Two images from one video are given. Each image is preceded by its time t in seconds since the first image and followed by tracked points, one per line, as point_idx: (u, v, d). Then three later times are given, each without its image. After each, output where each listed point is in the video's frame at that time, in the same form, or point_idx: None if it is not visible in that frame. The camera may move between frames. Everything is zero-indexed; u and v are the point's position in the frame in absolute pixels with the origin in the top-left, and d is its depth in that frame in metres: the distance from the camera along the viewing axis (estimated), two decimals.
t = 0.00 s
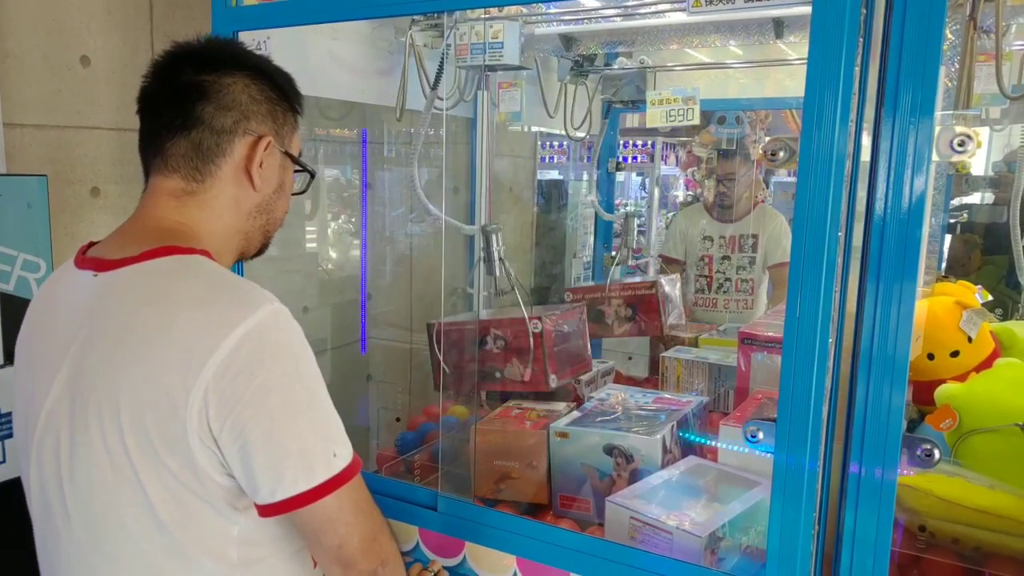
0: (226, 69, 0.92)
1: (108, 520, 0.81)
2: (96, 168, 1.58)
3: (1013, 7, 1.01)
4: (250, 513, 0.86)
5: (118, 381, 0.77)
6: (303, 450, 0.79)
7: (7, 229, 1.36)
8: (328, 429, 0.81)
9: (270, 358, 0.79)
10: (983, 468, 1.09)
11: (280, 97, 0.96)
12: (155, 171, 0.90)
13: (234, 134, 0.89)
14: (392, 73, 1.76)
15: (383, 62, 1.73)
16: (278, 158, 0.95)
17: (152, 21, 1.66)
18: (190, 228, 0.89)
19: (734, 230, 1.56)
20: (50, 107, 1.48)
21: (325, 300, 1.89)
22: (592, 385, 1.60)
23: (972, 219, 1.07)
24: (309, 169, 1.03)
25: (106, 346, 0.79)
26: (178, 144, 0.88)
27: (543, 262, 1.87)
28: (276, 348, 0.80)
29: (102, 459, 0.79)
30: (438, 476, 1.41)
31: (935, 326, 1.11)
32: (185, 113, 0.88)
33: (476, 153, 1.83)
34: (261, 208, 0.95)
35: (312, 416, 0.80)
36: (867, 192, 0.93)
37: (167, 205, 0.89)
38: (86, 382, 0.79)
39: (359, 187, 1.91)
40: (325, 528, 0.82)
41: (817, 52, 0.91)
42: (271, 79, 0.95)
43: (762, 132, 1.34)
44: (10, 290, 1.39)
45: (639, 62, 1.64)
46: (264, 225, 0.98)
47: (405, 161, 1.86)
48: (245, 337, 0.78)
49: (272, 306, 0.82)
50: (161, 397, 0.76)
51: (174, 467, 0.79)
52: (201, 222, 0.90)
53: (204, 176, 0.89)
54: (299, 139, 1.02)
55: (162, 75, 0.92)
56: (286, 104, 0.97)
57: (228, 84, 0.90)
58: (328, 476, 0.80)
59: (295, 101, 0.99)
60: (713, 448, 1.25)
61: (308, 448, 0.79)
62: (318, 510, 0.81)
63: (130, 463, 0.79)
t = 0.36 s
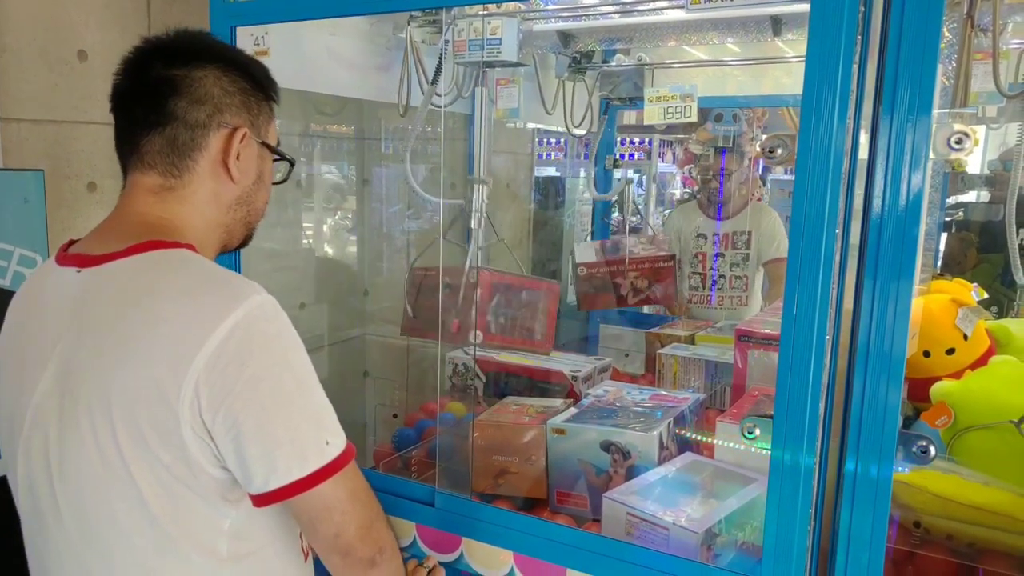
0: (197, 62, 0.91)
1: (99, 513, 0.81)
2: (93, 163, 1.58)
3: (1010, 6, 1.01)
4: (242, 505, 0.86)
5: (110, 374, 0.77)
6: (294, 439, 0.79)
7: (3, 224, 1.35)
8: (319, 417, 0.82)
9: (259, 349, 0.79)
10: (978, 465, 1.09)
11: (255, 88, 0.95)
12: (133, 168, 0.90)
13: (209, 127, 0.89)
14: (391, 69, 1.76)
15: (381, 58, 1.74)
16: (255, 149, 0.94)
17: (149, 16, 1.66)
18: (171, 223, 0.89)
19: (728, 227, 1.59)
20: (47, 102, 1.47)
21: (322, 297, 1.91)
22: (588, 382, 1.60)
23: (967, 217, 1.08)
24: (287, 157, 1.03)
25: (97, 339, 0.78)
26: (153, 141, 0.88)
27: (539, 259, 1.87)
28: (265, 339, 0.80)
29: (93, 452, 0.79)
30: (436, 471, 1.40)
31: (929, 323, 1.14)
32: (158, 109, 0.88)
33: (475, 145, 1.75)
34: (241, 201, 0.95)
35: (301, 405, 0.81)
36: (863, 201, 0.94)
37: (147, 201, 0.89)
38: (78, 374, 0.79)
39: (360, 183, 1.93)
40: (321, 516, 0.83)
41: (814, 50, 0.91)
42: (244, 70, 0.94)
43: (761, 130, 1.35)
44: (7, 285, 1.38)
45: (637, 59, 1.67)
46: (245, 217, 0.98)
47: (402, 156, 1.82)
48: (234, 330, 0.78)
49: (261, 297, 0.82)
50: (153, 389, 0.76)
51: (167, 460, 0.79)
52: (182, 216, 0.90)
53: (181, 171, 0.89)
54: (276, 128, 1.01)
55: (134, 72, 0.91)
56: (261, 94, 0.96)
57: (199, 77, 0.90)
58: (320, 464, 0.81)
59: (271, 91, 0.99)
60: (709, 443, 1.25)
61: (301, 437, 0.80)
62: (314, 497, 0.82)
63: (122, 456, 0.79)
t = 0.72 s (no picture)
0: (188, 58, 0.90)
1: (101, 508, 0.81)
2: (94, 161, 1.57)
3: (1010, 6, 1.01)
4: (244, 501, 0.86)
5: (112, 369, 0.77)
6: (298, 433, 0.79)
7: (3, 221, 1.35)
8: (322, 410, 0.82)
9: (263, 342, 0.79)
10: (977, 464, 1.10)
11: (248, 81, 0.94)
12: (129, 167, 0.90)
13: (203, 124, 0.89)
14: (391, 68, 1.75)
15: (381, 57, 1.72)
16: (250, 143, 0.94)
17: (150, 14, 1.66)
18: (170, 220, 0.89)
19: (727, 226, 1.58)
20: (48, 99, 1.47)
21: (321, 294, 1.91)
22: (587, 381, 1.59)
23: (966, 216, 1.08)
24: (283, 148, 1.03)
25: (99, 334, 0.78)
26: (148, 139, 0.88)
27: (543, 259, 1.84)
28: (268, 331, 0.80)
29: (95, 447, 0.79)
30: (435, 470, 1.40)
31: (929, 322, 1.14)
32: (152, 107, 0.87)
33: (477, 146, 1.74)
34: (239, 195, 0.95)
35: (304, 399, 0.80)
36: (864, 203, 0.94)
37: (143, 198, 0.89)
38: (80, 369, 0.79)
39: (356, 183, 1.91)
40: (321, 510, 0.83)
41: (815, 50, 0.91)
42: (236, 64, 0.94)
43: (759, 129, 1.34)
44: (7, 283, 1.38)
45: (636, 58, 1.67)
46: (244, 212, 0.98)
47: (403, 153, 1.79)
48: (236, 325, 0.78)
49: (262, 291, 0.82)
50: (156, 384, 0.76)
51: (169, 454, 0.79)
52: (180, 214, 0.90)
53: (177, 168, 0.89)
54: (271, 121, 1.00)
55: (126, 72, 0.91)
56: (254, 87, 0.95)
57: (191, 73, 0.89)
58: (322, 458, 0.81)
59: (265, 84, 0.98)
60: (711, 443, 1.25)
61: (304, 430, 0.80)
62: (315, 492, 0.82)
63: (123, 451, 0.78)
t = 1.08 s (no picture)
0: (174, 53, 0.90)
1: (93, 507, 0.81)
2: (92, 157, 1.57)
3: (1011, 8, 1.01)
4: (237, 500, 0.86)
5: (104, 368, 0.77)
6: (290, 432, 0.79)
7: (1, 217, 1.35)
8: (315, 410, 0.82)
9: (253, 341, 0.79)
10: (975, 466, 1.10)
11: (235, 76, 0.94)
12: (116, 165, 0.90)
13: (189, 120, 0.88)
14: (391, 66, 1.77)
15: (382, 55, 1.74)
16: (238, 139, 0.94)
17: (150, 10, 1.65)
18: (159, 218, 0.89)
19: (727, 227, 1.55)
20: (47, 95, 1.46)
21: (320, 292, 1.89)
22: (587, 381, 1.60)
23: (965, 218, 1.08)
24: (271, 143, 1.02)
25: (92, 332, 0.78)
26: (134, 136, 0.88)
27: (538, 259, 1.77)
28: (260, 330, 0.79)
29: (87, 446, 0.79)
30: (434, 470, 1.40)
31: (927, 324, 1.13)
32: (138, 104, 0.87)
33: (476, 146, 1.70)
34: (228, 191, 0.95)
35: (296, 398, 0.80)
36: (865, 203, 0.94)
37: (131, 196, 0.89)
38: (72, 368, 0.79)
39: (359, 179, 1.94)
40: (316, 508, 0.83)
41: (817, 51, 0.91)
42: (223, 58, 0.93)
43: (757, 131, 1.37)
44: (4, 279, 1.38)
45: (637, 58, 1.66)
46: (233, 208, 0.98)
47: (403, 153, 1.86)
48: (227, 323, 0.78)
49: (253, 290, 0.82)
50: (148, 383, 0.76)
51: (161, 453, 0.79)
52: (169, 211, 0.90)
53: (165, 165, 0.88)
54: (259, 116, 1.00)
55: (111, 68, 0.90)
56: (242, 82, 0.95)
57: (177, 69, 0.89)
58: (316, 458, 0.81)
59: (252, 79, 0.98)
60: (707, 443, 1.25)
61: (297, 428, 0.80)
62: (311, 490, 0.82)
63: (115, 450, 0.78)
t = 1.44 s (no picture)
0: (173, 50, 0.89)
1: (101, 506, 0.80)
2: (98, 154, 1.56)
3: (1017, 11, 1.01)
4: (244, 498, 0.85)
5: (114, 364, 0.76)
6: (301, 423, 0.79)
7: (7, 214, 1.34)
8: (324, 402, 0.82)
9: (260, 336, 0.78)
10: (980, 472, 1.08)
11: (233, 72, 0.93)
12: (116, 161, 0.90)
13: (187, 116, 0.88)
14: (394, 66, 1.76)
15: (385, 54, 1.73)
16: (237, 135, 0.93)
17: (157, 8, 1.65)
18: (160, 214, 0.88)
19: (728, 228, 1.55)
20: (54, 92, 1.46)
21: (321, 291, 1.91)
22: (588, 382, 1.59)
23: (966, 223, 1.06)
24: (271, 142, 1.02)
25: (100, 328, 0.77)
26: (133, 132, 0.87)
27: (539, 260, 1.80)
28: (266, 326, 0.79)
29: (95, 443, 0.78)
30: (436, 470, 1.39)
31: (930, 328, 1.13)
32: (137, 100, 0.87)
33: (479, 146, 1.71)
34: (227, 188, 0.94)
35: (304, 391, 0.80)
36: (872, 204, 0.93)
37: (130, 192, 0.88)
38: (80, 365, 0.78)
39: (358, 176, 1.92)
40: (324, 503, 0.83)
41: (824, 54, 0.90)
42: (222, 55, 0.93)
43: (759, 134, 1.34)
44: (11, 276, 1.37)
45: (639, 60, 1.64)
46: (233, 205, 0.97)
47: (403, 153, 1.85)
48: (234, 318, 0.77)
49: (259, 285, 0.81)
50: (159, 380, 0.75)
51: (171, 451, 0.78)
52: (167, 207, 0.89)
53: (163, 161, 0.88)
54: (259, 113, 0.99)
55: (111, 65, 0.90)
56: (241, 79, 0.94)
57: (175, 65, 0.88)
58: (327, 450, 0.80)
59: (252, 76, 0.97)
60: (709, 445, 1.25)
61: (306, 422, 0.79)
62: (319, 485, 0.81)
63: (123, 447, 0.77)
